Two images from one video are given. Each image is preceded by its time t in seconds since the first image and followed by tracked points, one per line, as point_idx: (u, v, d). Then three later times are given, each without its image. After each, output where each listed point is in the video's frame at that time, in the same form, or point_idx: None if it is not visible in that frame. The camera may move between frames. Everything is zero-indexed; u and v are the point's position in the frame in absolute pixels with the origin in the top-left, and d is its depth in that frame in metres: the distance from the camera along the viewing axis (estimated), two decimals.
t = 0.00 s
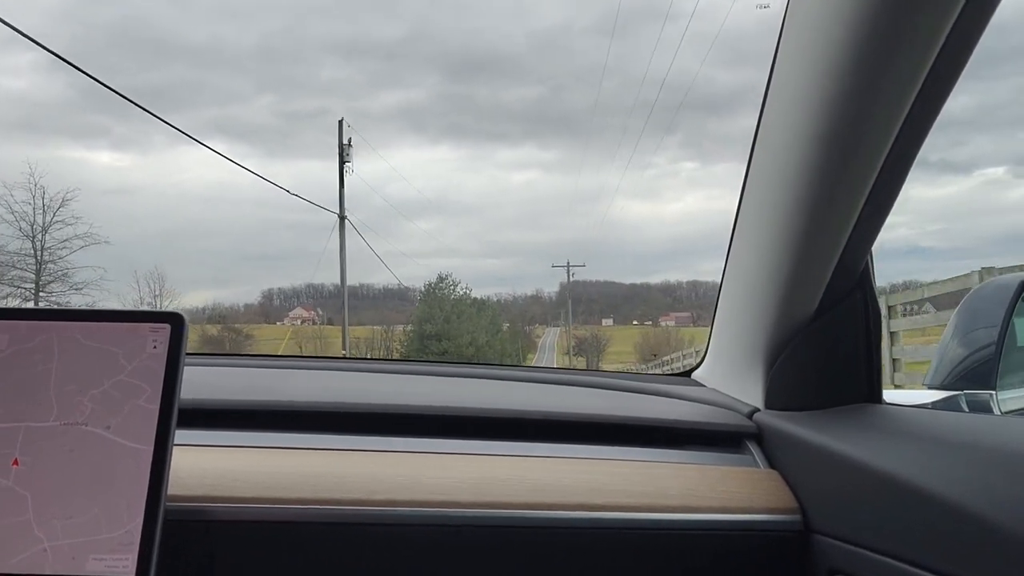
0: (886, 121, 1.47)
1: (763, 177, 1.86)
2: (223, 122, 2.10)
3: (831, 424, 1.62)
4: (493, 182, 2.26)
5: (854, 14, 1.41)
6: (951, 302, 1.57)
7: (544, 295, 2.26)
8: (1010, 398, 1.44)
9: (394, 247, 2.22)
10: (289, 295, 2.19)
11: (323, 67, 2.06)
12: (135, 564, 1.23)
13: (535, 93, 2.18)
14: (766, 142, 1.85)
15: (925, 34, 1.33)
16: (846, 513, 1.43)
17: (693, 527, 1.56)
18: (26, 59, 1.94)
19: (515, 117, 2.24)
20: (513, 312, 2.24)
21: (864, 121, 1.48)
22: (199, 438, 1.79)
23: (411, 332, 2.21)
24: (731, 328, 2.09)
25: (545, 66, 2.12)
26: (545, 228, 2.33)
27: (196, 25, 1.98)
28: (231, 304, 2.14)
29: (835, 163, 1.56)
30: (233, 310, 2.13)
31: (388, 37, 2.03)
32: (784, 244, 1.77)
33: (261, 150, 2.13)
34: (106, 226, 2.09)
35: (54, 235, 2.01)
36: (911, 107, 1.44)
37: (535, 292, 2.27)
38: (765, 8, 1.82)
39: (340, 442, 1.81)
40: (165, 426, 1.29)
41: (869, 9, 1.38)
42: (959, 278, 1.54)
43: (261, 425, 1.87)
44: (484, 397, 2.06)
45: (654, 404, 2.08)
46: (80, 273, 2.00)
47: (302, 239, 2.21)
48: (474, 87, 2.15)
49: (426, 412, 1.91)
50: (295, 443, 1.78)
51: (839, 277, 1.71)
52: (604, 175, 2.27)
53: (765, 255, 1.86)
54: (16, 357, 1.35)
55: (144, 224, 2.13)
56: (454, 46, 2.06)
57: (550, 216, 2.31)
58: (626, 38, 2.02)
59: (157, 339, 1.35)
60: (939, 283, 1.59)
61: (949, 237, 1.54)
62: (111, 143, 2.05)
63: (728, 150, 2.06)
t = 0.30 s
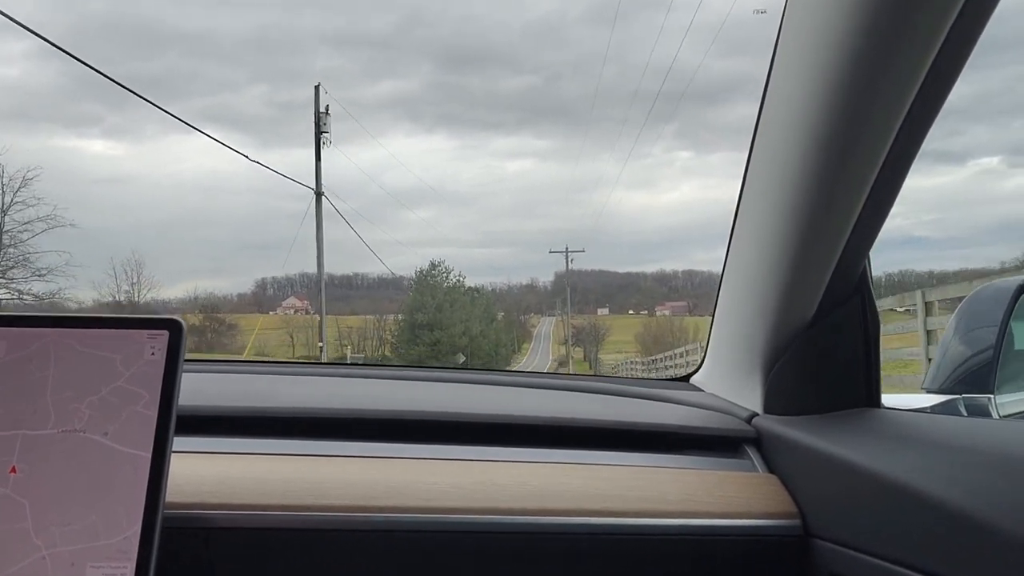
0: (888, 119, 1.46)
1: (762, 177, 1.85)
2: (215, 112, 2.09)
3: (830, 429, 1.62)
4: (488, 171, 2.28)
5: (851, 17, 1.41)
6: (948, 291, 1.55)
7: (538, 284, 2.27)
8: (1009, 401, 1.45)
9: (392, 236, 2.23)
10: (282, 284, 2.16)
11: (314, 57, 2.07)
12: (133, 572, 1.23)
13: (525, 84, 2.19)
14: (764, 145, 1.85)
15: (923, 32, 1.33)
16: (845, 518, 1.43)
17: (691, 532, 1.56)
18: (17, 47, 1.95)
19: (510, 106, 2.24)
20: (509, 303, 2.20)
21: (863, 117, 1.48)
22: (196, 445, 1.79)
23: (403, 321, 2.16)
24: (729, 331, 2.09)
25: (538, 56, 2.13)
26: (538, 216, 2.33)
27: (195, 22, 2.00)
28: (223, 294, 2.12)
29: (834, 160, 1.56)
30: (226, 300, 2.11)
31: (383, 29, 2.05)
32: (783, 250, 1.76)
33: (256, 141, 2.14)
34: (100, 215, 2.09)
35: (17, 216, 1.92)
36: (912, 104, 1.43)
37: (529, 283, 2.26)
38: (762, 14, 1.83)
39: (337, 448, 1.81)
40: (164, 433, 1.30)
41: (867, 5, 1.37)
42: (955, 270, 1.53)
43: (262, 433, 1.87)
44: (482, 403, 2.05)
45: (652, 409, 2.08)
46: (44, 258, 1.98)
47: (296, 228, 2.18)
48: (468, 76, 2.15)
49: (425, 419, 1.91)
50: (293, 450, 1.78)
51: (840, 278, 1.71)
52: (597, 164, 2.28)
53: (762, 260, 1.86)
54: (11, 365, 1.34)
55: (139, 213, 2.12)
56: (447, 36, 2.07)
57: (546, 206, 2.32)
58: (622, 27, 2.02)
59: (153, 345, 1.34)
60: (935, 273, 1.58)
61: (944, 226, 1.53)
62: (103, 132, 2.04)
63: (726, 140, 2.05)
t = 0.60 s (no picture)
0: (889, 123, 1.46)
1: (762, 178, 1.85)
2: (210, 100, 2.06)
3: (830, 435, 1.62)
4: (483, 161, 2.27)
5: (848, 22, 1.41)
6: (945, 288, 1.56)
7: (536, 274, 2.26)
8: (1008, 408, 1.47)
9: (391, 226, 2.22)
10: (276, 274, 2.12)
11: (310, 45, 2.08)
12: None
13: (522, 73, 2.19)
14: (763, 148, 1.84)
15: (924, 35, 1.32)
16: (845, 524, 1.43)
17: (691, 538, 1.56)
18: (11, 36, 1.92)
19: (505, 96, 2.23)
20: (506, 292, 2.21)
21: (865, 119, 1.47)
22: (193, 454, 1.78)
23: (393, 309, 2.11)
24: (727, 334, 2.09)
25: (535, 45, 2.13)
26: (534, 208, 2.32)
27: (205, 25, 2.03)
28: (217, 284, 2.10)
29: (835, 162, 1.55)
30: (221, 290, 2.09)
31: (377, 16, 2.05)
32: (783, 255, 1.76)
33: (251, 129, 2.10)
34: (93, 205, 2.07)
35: None
36: (914, 105, 1.43)
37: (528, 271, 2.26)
38: (761, 20, 1.88)
39: (336, 455, 1.81)
40: (162, 440, 1.29)
41: (867, 5, 1.36)
42: (958, 264, 1.54)
43: (264, 440, 1.87)
44: (481, 410, 2.05)
45: (651, 416, 2.07)
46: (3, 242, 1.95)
47: (289, 216, 2.13)
48: (463, 65, 2.15)
49: (422, 426, 1.91)
50: (292, 457, 1.78)
51: (841, 278, 1.70)
52: (593, 156, 2.29)
53: (762, 264, 1.85)
54: (8, 373, 1.34)
55: (138, 202, 2.13)
56: (443, 22, 2.06)
57: (543, 196, 2.31)
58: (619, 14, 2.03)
59: (153, 352, 1.34)
60: (932, 263, 1.60)
61: (939, 215, 1.56)
62: (97, 121, 2.01)
63: (723, 128, 2.08)
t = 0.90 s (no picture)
0: (890, 120, 1.45)
1: (760, 177, 1.84)
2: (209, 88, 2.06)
3: (827, 439, 1.62)
4: (480, 152, 2.29)
5: (847, 20, 1.41)
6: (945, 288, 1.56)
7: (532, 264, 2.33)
8: (1007, 411, 1.49)
9: (394, 216, 2.26)
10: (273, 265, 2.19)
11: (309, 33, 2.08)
12: None
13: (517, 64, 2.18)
14: (762, 148, 1.84)
15: (925, 32, 1.32)
16: (841, 528, 1.43)
17: (687, 542, 1.56)
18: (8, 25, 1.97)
19: (500, 87, 2.24)
20: (501, 281, 2.26)
21: (867, 115, 1.46)
22: (188, 455, 1.78)
23: (383, 301, 2.16)
24: (723, 336, 2.09)
25: (530, 34, 2.12)
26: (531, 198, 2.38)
27: (199, 22, 2.03)
28: (213, 274, 2.09)
29: (835, 159, 1.54)
30: (214, 280, 2.08)
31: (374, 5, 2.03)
32: (781, 253, 1.75)
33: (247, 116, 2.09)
34: (89, 194, 2.08)
35: None
36: (915, 102, 1.42)
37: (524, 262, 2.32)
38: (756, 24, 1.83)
39: (331, 457, 1.80)
40: (158, 441, 1.29)
41: None
42: (957, 256, 1.52)
43: (259, 442, 1.87)
44: (477, 412, 2.05)
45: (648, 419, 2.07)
46: None
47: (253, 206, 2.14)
48: (458, 55, 2.14)
49: (417, 428, 1.91)
50: (287, 459, 1.78)
51: (841, 277, 1.69)
52: (592, 146, 2.31)
53: (760, 265, 1.85)
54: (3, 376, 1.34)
55: (134, 193, 2.13)
56: (437, 12, 2.05)
57: (542, 187, 2.37)
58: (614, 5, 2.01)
59: (150, 355, 1.34)
60: (931, 253, 1.58)
61: (937, 207, 1.55)
62: (92, 112, 2.04)
63: (720, 119, 2.03)
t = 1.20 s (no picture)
0: (887, 116, 1.45)
1: (757, 172, 1.85)
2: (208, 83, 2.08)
3: (823, 435, 1.62)
4: (476, 145, 2.27)
5: (845, 16, 1.41)
6: (942, 284, 1.57)
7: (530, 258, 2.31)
8: (1002, 407, 1.50)
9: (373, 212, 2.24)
10: (267, 258, 2.18)
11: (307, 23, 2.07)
12: None
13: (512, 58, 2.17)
14: (759, 144, 1.84)
15: (924, 30, 1.32)
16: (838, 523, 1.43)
17: (684, 537, 1.57)
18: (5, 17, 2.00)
19: (497, 80, 2.21)
20: (498, 275, 2.24)
21: (864, 112, 1.46)
22: (186, 451, 1.78)
23: (375, 292, 2.13)
24: (720, 332, 2.09)
25: (525, 28, 2.11)
26: (528, 192, 2.35)
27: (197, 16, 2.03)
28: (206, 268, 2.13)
29: (832, 156, 1.54)
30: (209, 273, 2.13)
31: None
32: (777, 250, 1.76)
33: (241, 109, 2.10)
34: (83, 186, 2.11)
35: None
36: (912, 99, 1.42)
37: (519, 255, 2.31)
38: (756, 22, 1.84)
39: (328, 453, 1.81)
40: (156, 436, 1.30)
41: None
42: (954, 250, 1.53)
43: (257, 438, 1.87)
44: (474, 409, 2.05)
45: (645, 415, 2.07)
46: None
47: (227, 196, 2.17)
48: (454, 49, 2.14)
49: (414, 424, 1.91)
50: (285, 455, 1.78)
51: (838, 273, 1.70)
52: (588, 139, 2.28)
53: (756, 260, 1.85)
54: None
55: (129, 184, 2.15)
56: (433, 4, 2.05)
57: (538, 179, 2.33)
58: None
59: (147, 350, 1.34)
60: (928, 247, 1.60)
61: (931, 200, 1.57)
62: (86, 104, 2.06)
63: (717, 112, 2.04)
